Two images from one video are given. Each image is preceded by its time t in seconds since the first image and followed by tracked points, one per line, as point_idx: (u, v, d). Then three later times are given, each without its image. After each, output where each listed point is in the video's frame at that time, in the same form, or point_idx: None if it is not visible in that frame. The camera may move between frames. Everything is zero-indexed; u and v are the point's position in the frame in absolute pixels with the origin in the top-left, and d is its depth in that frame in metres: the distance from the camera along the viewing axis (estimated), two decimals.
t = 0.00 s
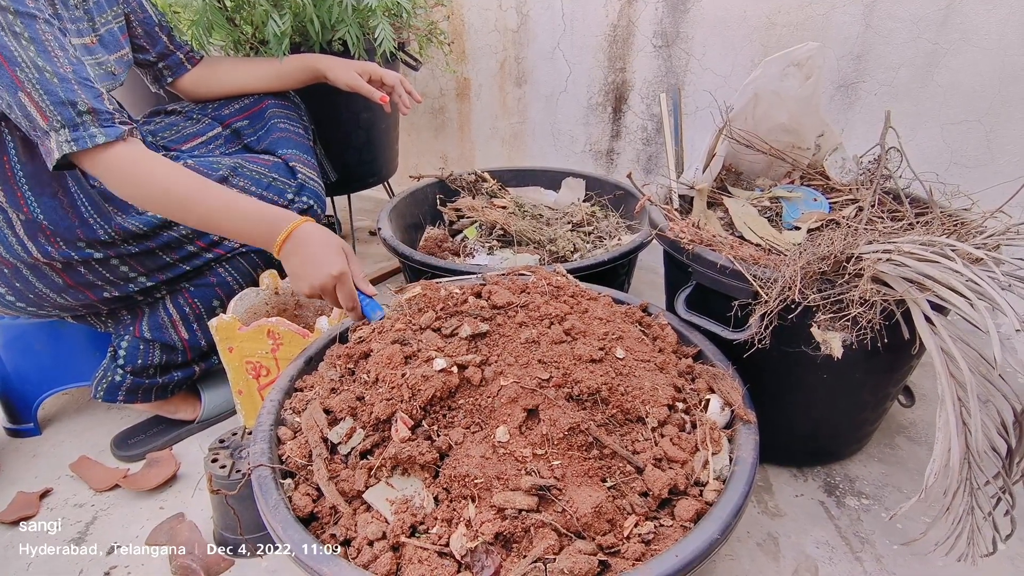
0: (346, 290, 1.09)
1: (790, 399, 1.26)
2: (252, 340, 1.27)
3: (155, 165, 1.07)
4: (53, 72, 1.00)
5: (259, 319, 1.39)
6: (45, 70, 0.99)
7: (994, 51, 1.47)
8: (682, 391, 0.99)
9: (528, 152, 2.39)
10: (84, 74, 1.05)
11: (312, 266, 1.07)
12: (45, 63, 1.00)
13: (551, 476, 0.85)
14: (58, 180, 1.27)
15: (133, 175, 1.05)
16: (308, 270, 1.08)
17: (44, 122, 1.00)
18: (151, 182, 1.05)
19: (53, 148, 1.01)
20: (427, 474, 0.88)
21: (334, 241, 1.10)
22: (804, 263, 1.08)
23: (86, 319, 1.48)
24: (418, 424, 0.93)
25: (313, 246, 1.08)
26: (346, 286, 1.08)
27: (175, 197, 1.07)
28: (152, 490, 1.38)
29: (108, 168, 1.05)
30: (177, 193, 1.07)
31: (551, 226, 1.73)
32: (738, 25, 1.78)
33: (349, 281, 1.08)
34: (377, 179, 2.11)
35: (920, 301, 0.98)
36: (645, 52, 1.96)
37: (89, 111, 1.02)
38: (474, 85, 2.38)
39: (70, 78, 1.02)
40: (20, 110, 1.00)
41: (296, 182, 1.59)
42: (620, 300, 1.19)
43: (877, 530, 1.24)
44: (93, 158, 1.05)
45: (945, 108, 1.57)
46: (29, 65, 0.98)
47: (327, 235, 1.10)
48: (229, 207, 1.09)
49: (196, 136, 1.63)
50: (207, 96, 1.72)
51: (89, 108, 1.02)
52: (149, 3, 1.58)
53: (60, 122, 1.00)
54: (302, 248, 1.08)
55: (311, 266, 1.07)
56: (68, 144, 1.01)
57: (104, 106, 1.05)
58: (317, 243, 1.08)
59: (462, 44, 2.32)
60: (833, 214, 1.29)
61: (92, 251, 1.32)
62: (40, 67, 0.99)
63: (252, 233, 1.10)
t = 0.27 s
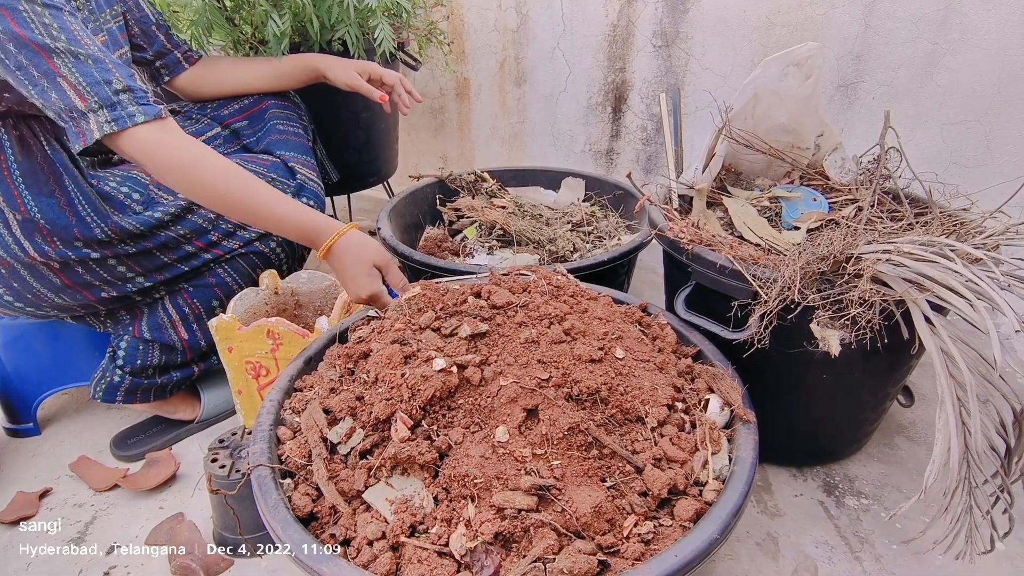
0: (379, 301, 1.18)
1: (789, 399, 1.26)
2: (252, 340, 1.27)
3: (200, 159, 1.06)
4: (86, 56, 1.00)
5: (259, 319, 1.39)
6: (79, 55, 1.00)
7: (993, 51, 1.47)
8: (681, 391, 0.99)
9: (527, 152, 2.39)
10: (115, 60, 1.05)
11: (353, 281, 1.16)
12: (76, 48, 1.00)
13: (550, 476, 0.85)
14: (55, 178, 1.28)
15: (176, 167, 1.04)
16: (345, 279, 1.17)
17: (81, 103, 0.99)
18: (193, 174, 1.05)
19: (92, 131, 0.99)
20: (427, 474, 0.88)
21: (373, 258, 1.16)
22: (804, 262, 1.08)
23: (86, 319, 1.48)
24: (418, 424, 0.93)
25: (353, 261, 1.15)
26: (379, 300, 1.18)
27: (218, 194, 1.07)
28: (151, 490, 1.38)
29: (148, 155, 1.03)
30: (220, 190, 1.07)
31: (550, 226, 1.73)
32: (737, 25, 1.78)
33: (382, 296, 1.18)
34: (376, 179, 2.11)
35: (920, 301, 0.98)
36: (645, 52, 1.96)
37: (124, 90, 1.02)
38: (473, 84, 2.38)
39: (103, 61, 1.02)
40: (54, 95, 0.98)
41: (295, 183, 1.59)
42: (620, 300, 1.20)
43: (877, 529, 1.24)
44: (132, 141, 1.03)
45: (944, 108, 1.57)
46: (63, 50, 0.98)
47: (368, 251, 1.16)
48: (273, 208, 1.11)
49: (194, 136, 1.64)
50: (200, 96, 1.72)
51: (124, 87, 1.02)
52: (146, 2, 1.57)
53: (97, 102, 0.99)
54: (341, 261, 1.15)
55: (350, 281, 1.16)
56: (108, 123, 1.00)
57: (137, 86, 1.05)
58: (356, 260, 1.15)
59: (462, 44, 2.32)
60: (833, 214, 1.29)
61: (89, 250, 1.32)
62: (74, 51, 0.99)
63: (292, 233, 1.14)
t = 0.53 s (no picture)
0: (350, 293, 1.18)
1: (789, 399, 1.26)
2: (252, 340, 1.27)
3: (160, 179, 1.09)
4: (65, 79, 1.03)
5: (259, 319, 1.39)
6: (59, 78, 1.03)
7: (993, 52, 1.47)
8: (681, 391, 0.99)
9: (527, 152, 2.39)
10: (96, 84, 1.08)
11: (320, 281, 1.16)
12: (58, 70, 1.03)
13: (550, 476, 0.85)
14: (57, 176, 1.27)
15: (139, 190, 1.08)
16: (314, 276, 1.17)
17: (53, 126, 1.02)
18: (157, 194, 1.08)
19: (61, 154, 1.02)
20: (427, 474, 0.88)
21: (337, 250, 1.15)
22: (804, 263, 1.08)
23: (86, 319, 1.48)
24: (417, 424, 0.93)
25: (318, 256, 1.15)
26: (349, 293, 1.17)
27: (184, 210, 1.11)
28: (151, 490, 1.38)
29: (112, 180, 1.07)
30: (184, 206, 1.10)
31: (550, 226, 1.73)
32: (737, 25, 1.78)
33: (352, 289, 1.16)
34: (376, 179, 2.11)
35: (920, 301, 0.98)
36: (644, 52, 1.96)
37: (98, 117, 1.05)
38: (473, 85, 2.38)
39: (81, 85, 1.05)
40: (29, 115, 1.01)
41: (296, 183, 1.59)
42: (620, 300, 1.20)
43: (877, 530, 1.24)
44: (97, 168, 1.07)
45: (944, 108, 1.57)
46: (42, 72, 1.01)
47: (332, 244, 1.15)
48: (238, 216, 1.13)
49: (195, 136, 1.64)
50: (196, 96, 1.72)
51: (98, 113, 1.05)
52: (142, 2, 1.57)
53: (69, 127, 1.02)
54: (307, 259, 1.16)
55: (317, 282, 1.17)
56: (76, 148, 1.03)
57: (112, 112, 1.08)
58: (320, 254, 1.14)
59: (462, 44, 2.32)
60: (832, 214, 1.29)
61: (90, 250, 1.32)
62: (53, 74, 1.02)
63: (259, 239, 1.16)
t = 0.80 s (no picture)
0: (339, 269, 1.20)
1: (789, 399, 1.26)
2: (252, 340, 1.27)
3: (134, 177, 1.10)
4: (49, 79, 1.04)
5: (259, 319, 1.39)
6: (42, 78, 1.03)
7: (993, 52, 1.47)
8: (682, 391, 0.99)
9: (527, 152, 2.39)
10: (78, 87, 1.09)
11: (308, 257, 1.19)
12: (42, 71, 1.04)
13: (551, 476, 0.85)
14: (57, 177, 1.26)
15: (115, 190, 1.09)
16: (302, 255, 1.20)
17: (33, 126, 1.02)
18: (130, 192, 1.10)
19: (40, 155, 1.03)
20: (427, 475, 0.88)
21: (318, 225, 1.19)
22: (804, 262, 1.08)
23: (86, 319, 1.48)
24: (418, 424, 0.93)
25: (301, 233, 1.18)
26: (338, 267, 1.20)
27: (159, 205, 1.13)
28: (152, 490, 1.38)
29: (87, 183, 1.08)
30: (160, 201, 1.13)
31: (550, 226, 1.73)
32: (737, 25, 1.78)
33: (339, 262, 1.19)
34: (376, 179, 2.10)
35: (920, 301, 0.98)
36: (644, 52, 1.96)
37: (80, 120, 1.06)
38: (473, 85, 2.38)
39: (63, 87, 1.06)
40: (9, 113, 1.01)
41: (297, 183, 1.59)
42: (620, 300, 1.19)
43: (877, 530, 1.24)
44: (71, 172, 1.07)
45: (944, 108, 1.57)
46: (27, 72, 1.02)
47: (312, 220, 1.19)
48: (212, 206, 1.16)
49: (195, 136, 1.65)
50: (198, 96, 1.72)
51: (81, 117, 1.06)
52: (143, 2, 1.57)
53: (50, 129, 1.03)
54: (291, 239, 1.20)
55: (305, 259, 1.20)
56: (55, 150, 1.03)
57: (94, 117, 1.09)
58: (302, 229, 1.18)
59: (462, 44, 2.32)
60: (833, 214, 1.29)
61: (92, 251, 1.32)
62: (36, 74, 1.03)
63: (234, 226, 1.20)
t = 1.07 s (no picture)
0: (334, 243, 1.18)
1: (790, 399, 1.26)
2: (253, 340, 1.27)
3: (124, 172, 1.11)
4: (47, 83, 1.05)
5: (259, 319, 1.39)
6: (37, 82, 1.04)
7: (993, 52, 1.47)
8: (682, 391, 0.99)
9: (527, 152, 2.39)
10: (72, 88, 1.10)
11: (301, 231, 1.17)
12: (38, 74, 1.04)
13: (551, 476, 0.85)
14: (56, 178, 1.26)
15: (108, 188, 1.10)
16: (296, 233, 1.18)
17: (27, 128, 1.03)
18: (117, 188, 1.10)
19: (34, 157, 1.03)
20: (428, 475, 0.89)
21: (307, 199, 1.18)
22: (804, 262, 1.08)
23: (86, 319, 1.48)
24: (418, 424, 0.93)
25: (291, 209, 1.17)
26: (333, 240, 1.17)
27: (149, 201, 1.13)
28: (152, 490, 1.38)
29: (79, 183, 1.09)
30: (151, 195, 1.13)
31: (551, 226, 1.73)
32: (737, 25, 1.78)
33: (333, 234, 1.16)
34: (376, 179, 2.10)
35: (920, 301, 0.98)
36: (645, 52, 1.96)
37: (74, 121, 1.07)
38: (473, 85, 2.38)
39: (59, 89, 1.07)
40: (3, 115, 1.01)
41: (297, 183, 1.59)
42: (620, 300, 1.19)
43: (877, 530, 1.24)
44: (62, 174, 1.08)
45: (944, 108, 1.57)
46: (21, 74, 1.02)
47: (299, 195, 1.18)
48: (205, 197, 1.16)
49: (196, 137, 1.65)
50: (199, 96, 1.72)
51: (75, 119, 1.07)
52: (144, 2, 1.57)
53: (43, 131, 1.04)
54: (284, 217, 1.18)
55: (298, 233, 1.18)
56: (50, 152, 1.04)
57: (87, 118, 1.10)
58: (292, 205, 1.17)
59: (462, 44, 2.32)
60: (833, 215, 1.29)
61: (91, 252, 1.32)
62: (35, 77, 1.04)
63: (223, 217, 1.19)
